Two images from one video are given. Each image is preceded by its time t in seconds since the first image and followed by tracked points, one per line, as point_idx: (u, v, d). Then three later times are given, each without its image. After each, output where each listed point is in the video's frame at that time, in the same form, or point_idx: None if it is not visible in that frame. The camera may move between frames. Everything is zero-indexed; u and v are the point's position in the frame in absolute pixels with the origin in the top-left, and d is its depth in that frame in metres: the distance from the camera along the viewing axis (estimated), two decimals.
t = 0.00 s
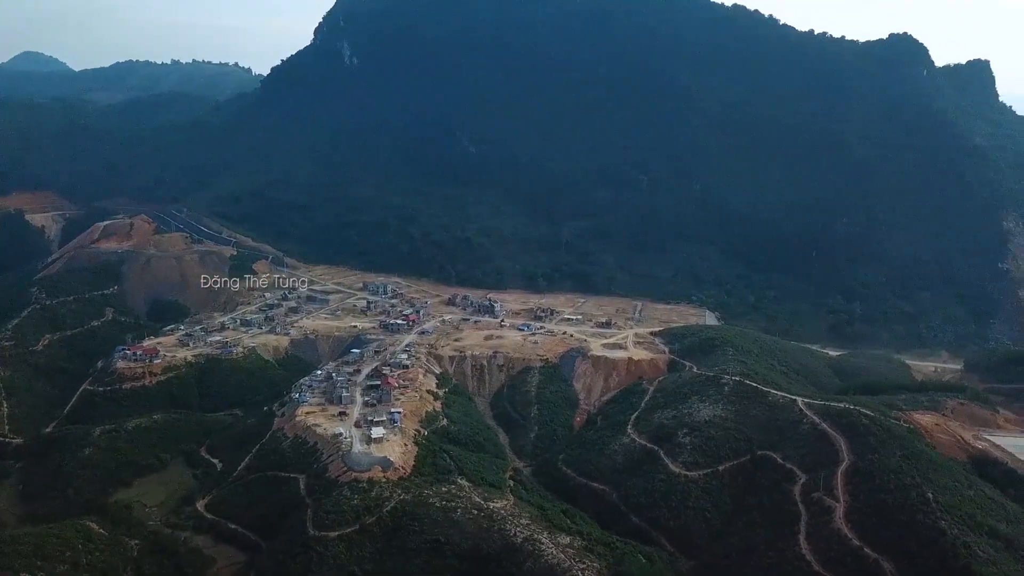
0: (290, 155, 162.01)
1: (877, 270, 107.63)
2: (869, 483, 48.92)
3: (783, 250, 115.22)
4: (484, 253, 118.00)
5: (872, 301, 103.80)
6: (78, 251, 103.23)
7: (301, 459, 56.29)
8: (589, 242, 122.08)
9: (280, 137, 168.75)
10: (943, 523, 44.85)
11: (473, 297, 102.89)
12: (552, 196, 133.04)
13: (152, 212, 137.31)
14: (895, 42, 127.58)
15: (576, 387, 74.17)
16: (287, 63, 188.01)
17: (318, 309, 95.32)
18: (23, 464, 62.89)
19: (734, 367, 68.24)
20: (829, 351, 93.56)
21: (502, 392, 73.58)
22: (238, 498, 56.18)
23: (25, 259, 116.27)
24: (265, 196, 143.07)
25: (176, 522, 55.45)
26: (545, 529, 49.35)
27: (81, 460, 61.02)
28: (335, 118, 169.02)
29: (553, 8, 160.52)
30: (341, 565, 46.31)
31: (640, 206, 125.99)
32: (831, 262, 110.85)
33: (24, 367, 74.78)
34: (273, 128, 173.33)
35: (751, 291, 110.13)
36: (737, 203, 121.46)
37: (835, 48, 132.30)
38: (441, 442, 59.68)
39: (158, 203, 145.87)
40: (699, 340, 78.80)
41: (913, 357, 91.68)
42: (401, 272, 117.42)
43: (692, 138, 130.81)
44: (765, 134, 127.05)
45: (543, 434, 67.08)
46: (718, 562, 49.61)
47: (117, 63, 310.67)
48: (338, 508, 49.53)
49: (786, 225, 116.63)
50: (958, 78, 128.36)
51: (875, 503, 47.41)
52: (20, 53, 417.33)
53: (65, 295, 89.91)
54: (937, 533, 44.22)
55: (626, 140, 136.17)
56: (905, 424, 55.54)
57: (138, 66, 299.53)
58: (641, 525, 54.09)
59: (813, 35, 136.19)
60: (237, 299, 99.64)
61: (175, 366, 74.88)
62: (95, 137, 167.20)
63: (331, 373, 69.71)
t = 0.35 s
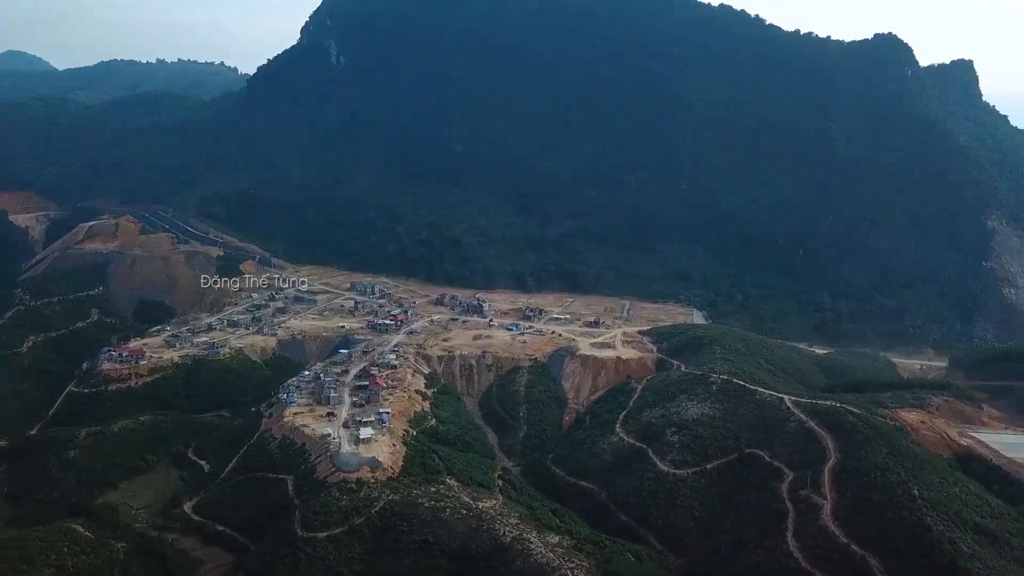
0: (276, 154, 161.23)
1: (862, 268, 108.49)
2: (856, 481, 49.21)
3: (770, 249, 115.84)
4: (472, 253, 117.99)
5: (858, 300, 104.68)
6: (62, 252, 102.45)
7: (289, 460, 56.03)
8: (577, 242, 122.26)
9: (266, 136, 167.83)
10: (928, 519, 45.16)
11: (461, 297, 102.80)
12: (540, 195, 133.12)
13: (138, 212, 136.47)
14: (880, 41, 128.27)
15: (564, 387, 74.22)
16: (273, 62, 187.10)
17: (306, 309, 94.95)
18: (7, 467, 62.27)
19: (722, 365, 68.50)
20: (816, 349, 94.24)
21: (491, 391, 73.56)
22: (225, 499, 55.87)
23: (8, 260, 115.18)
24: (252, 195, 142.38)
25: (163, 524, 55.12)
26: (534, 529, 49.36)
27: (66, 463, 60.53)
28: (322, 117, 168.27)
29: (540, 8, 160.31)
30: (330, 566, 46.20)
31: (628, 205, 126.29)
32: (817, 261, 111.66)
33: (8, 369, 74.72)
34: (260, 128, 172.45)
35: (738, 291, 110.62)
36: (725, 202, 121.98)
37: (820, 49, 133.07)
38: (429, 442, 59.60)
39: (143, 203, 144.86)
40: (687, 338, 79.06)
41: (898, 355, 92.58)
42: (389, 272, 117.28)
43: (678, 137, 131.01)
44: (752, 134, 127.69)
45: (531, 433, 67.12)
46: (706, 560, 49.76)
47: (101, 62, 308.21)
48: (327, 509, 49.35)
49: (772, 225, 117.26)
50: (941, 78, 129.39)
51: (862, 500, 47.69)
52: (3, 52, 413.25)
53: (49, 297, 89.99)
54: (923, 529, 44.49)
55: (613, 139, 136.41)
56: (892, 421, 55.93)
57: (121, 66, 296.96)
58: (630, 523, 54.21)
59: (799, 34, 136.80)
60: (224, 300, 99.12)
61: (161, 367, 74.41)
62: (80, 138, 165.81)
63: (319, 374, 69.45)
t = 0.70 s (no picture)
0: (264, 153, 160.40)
1: (850, 267, 109.13)
2: (844, 478, 49.45)
3: (758, 248, 116.27)
4: (461, 253, 117.90)
5: (846, 298, 105.28)
6: (48, 252, 101.60)
7: (278, 461, 55.80)
8: (567, 241, 122.34)
9: (254, 135, 166.99)
10: (916, 515, 45.35)
11: (451, 297, 102.64)
12: (529, 194, 133.01)
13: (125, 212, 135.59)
14: (867, 41, 128.93)
15: (554, 386, 74.23)
16: (260, 61, 186.18)
17: (295, 309, 94.58)
18: None
19: (710, 364, 68.74)
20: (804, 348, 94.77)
21: (481, 391, 73.49)
22: (214, 501, 55.60)
23: None
24: (240, 195, 141.69)
25: (152, 526, 54.79)
26: (524, 528, 49.34)
27: (53, 465, 60.05)
28: (310, 116, 167.49)
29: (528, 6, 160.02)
30: (319, 567, 46.05)
31: (617, 204, 126.47)
32: (806, 260, 112.20)
33: None
34: (247, 127, 171.54)
35: (726, 289, 110.91)
36: (714, 202, 122.37)
37: (808, 49, 133.72)
38: (419, 442, 59.52)
39: (130, 203, 143.79)
40: (676, 337, 79.27)
41: (886, 353, 93.23)
42: (378, 272, 117.00)
43: (667, 136, 131.15)
44: (740, 133, 128.10)
45: (521, 433, 67.13)
46: (695, 558, 49.85)
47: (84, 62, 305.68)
48: (317, 509, 49.21)
49: (761, 223, 117.67)
50: (927, 78, 130.28)
51: (851, 498, 47.90)
52: None
53: (35, 297, 89.01)
54: (911, 526, 44.62)
55: (602, 139, 136.44)
56: (879, 419, 56.29)
57: (106, 66, 294.70)
58: (620, 523, 54.27)
59: (787, 35, 137.42)
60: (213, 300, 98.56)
61: (149, 368, 73.96)
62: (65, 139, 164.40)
63: (308, 374, 69.21)
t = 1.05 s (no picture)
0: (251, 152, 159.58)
1: (838, 265, 109.94)
2: (832, 476, 49.65)
3: (747, 247, 116.74)
4: (451, 253, 117.80)
5: (834, 296, 105.92)
6: (34, 253, 100.84)
7: (268, 462, 55.58)
8: (556, 240, 122.52)
9: (242, 135, 166.11)
10: (904, 512, 45.57)
11: (441, 297, 102.47)
12: (519, 194, 133.01)
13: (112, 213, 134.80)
14: (855, 41, 129.82)
15: (544, 385, 74.22)
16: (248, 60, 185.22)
17: (284, 310, 94.22)
18: None
19: (700, 363, 68.96)
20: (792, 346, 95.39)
21: (471, 390, 73.42)
22: (202, 502, 55.30)
23: None
24: (228, 195, 140.90)
25: (140, 528, 54.49)
26: (515, 528, 49.32)
27: (39, 468, 59.55)
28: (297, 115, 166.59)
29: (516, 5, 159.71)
30: (309, 568, 45.92)
31: (606, 204, 126.70)
32: (794, 259, 112.79)
33: None
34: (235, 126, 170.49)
35: (715, 288, 111.36)
36: (702, 201, 122.82)
37: (797, 49, 134.32)
38: (409, 442, 59.43)
39: (117, 203, 142.84)
40: (666, 336, 79.48)
41: (873, 351, 93.96)
42: (367, 273, 116.73)
43: (656, 135, 131.41)
44: (729, 133, 128.53)
45: (512, 432, 67.14)
46: (687, 556, 49.82)
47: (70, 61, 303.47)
48: (306, 510, 49.05)
49: (750, 223, 118.18)
50: (913, 77, 131.14)
51: (839, 496, 48.10)
52: None
53: (22, 299, 88.82)
54: (899, 523, 44.83)
55: (591, 138, 136.43)
56: (867, 416, 56.61)
57: (92, 65, 292.66)
58: (611, 521, 54.34)
59: (774, 34, 138.07)
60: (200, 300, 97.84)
61: (136, 369, 73.51)
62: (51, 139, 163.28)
63: (297, 375, 68.96)
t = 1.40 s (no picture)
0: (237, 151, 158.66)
1: (824, 264, 110.66)
2: (819, 473, 49.90)
3: (734, 246, 117.22)
4: (439, 253, 117.66)
5: (820, 295, 106.60)
6: (17, 254, 99.95)
7: (255, 463, 55.28)
8: (544, 240, 122.67)
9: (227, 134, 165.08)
10: (890, 509, 45.86)
11: (428, 297, 102.27)
12: (507, 194, 132.91)
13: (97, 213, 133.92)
14: (840, 41, 130.54)
15: (533, 384, 74.23)
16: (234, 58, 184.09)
17: (271, 310, 93.74)
18: None
19: (688, 361, 69.16)
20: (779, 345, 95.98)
21: (459, 390, 73.33)
22: (189, 504, 54.95)
23: None
24: (213, 194, 139.84)
25: (126, 530, 54.15)
26: (503, 527, 49.31)
27: (23, 471, 59.01)
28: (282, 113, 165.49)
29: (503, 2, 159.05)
30: (298, 568, 45.79)
31: (594, 203, 126.84)
32: (780, 258, 113.43)
33: None
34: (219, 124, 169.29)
35: (703, 287, 111.91)
36: (690, 200, 123.24)
37: (783, 49, 134.72)
38: (397, 443, 59.30)
39: (101, 204, 141.79)
40: (653, 335, 79.67)
41: (860, 349, 94.75)
42: (355, 273, 116.46)
43: (643, 134, 131.57)
44: (715, 133, 128.90)
45: (500, 432, 67.12)
46: (675, 553, 49.97)
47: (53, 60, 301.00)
48: (294, 511, 48.85)
49: (737, 221, 118.61)
50: (897, 76, 131.82)
51: (826, 493, 48.34)
52: None
53: (7, 301, 89.13)
54: (885, 520, 45.11)
55: (579, 138, 136.38)
56: (854, 414, 56.96)
57: (77, 65, 290.60)
58: (599, 521, 54.41)
59: (761, 34, 138.56)
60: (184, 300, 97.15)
61: (122, 371, 72.97)
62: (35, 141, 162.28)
63: (284, 375, 68.64)
